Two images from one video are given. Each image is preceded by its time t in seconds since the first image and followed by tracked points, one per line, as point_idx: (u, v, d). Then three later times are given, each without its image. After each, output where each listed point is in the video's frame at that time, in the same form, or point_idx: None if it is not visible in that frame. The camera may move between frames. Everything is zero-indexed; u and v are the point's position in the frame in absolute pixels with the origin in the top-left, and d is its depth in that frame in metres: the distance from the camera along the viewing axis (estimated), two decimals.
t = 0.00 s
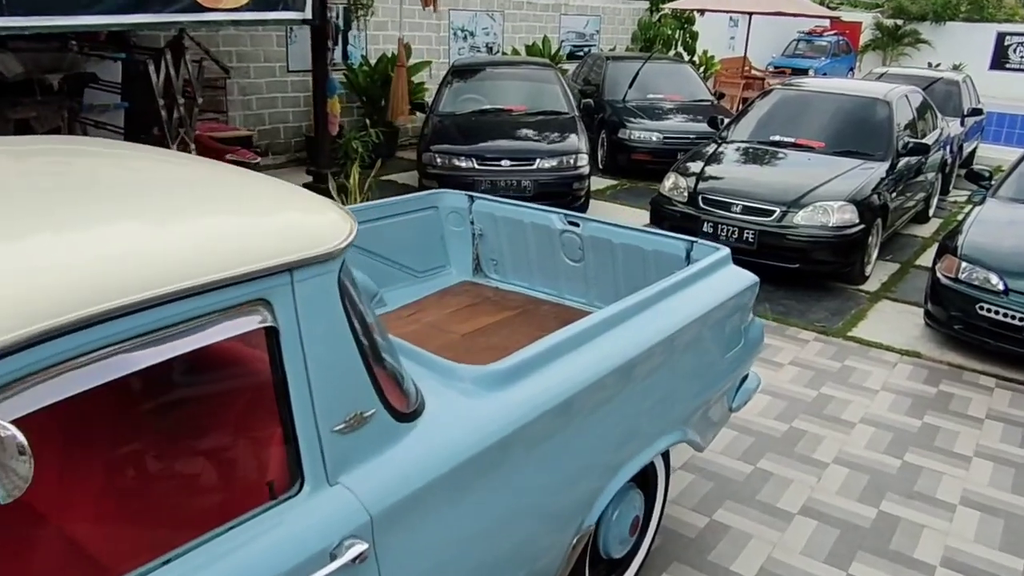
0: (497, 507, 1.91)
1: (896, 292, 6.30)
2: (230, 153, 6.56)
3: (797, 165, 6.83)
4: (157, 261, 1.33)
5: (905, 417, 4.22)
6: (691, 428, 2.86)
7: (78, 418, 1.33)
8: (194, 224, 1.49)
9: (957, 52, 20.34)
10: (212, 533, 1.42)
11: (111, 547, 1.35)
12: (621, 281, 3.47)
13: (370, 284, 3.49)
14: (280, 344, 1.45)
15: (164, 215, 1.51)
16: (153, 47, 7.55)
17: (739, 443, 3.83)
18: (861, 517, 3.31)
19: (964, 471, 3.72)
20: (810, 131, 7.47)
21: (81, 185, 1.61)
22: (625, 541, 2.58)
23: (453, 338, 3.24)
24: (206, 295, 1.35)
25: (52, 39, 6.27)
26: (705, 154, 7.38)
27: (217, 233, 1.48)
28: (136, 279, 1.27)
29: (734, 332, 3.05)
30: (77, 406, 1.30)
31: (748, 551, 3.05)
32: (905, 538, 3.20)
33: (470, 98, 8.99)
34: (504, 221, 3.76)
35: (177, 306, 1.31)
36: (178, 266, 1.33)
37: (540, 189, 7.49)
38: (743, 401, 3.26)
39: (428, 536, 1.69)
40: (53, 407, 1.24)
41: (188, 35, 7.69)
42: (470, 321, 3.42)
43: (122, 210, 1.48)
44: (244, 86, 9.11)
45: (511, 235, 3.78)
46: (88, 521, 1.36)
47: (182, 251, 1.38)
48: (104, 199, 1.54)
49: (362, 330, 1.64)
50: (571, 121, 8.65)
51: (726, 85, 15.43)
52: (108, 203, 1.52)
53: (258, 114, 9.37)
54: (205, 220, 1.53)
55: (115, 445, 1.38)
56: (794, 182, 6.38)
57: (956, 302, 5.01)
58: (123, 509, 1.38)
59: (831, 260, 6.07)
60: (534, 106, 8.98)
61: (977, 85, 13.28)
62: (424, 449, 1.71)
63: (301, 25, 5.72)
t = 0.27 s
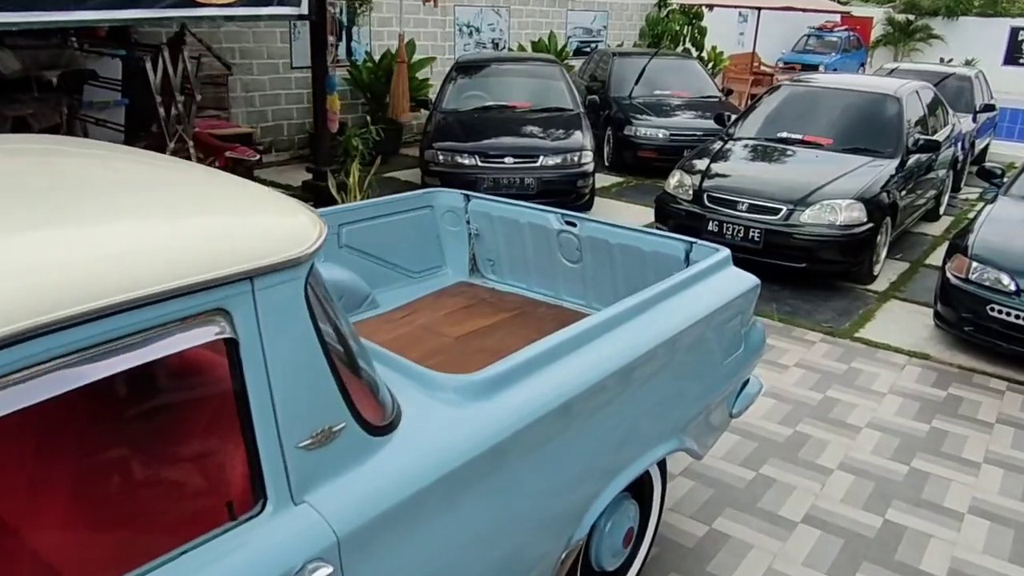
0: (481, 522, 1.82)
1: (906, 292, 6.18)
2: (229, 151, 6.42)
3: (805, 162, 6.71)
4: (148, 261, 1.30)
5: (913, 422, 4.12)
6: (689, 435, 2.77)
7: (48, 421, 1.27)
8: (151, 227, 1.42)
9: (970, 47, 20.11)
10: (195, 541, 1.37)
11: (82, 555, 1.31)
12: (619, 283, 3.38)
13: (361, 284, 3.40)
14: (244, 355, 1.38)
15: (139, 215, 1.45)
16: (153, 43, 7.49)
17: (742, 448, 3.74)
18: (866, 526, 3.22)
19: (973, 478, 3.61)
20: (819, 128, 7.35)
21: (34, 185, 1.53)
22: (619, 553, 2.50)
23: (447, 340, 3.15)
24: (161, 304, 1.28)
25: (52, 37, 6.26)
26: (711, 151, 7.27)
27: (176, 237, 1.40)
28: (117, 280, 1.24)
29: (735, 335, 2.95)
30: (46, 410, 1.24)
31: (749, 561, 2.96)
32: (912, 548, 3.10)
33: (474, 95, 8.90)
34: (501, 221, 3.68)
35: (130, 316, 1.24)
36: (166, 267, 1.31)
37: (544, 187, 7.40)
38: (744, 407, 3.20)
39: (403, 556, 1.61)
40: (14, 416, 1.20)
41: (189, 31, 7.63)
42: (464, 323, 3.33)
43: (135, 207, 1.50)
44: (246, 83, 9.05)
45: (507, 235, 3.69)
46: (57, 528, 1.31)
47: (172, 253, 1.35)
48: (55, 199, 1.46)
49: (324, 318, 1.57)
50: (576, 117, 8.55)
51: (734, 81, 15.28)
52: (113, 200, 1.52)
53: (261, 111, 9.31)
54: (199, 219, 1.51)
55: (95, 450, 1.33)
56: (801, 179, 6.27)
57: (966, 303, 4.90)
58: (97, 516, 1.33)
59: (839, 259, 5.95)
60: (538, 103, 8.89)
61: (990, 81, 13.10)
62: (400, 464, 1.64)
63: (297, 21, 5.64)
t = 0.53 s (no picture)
0: (453, 537, 1.75)
1: (913, 295, 6.06)
2: (228, 148, 6.44)
3: (811, 162, 6.60)
4: (115, 262, 1.27)
5: (917, 428, 4.02)
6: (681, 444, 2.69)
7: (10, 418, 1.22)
8: (96, 228, 1.35)
9: (983, 45, 19.88)
10: (154, 554, 1.32)
11: (38, 564, 1.26)
12: (614, 285, 3.30)
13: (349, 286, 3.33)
14: (192, 366, 1.32)
15: (84, 215, 1.38)
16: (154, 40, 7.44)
17: (740, 454, 3.65)
18: (866, 537, 3.13)
19: (978, 488, 3.52)
20: (826, 127, 7.23)
21: None
22: (605, 566, 2.42)
23: (435, 344, 3.08)
24: (101, 313, 1.21)
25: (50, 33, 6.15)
26: (717, 151, 7.17)
27: (122, 239, 1.33)
28: (70, 283, 1.19)
29: (729, 341, 2.86)
30: None
31: (743, 573, 2.88)
32: (913, 561, 3.01)
33: (478, 93, 8.83)
34: (494, 221, 3.59)
35: (66, 325, 1.18)
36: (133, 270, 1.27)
37: (547, 186, 7.31)
38: (739, 415, 3.11)
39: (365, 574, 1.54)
40: None
41: (191, 28, 7.58)
42: (454, 327, 3.25)
43: (82, 206, 1.43)
44: (250, 80, 9.00)
45: (501, 236, 3.61)
46: (16, 533, 1.26)
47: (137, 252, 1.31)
48: None
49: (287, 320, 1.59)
50: (580, 116, 8.46)
51: (743, 80, 15.14)
52: (80, 195, 1.48)
53: (265, 109, 9.26)
54: (151, 218, 1.44)
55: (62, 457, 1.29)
56: (807, 179, 6.16)
57: (974, 306, 4.79)
58: (59, 522, 1.29)
59: (845, 261, 5.84)
60: (543, 101, 8.80)
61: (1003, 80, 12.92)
62: (362, 479, 1.57)
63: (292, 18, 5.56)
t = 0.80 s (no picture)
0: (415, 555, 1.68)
1: (918, 298, 5.95)
2: (224, 147, 6.32)
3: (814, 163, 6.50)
4: (56, 266, 1.21)
5: (917, 437, 3.92)
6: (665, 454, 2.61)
7: None
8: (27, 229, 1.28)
9: (996, 44, 19.66)
10: None
11: None
12: (602, 289, 3.22)
13: (332, 289, 3.26)
14: (123, 382, 1.25)
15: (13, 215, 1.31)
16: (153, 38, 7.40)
17: (733, 463, 3.57)
18: (859, 550, 3.04)
19: (977, 500, 3.42)
20: (831, 127, 7.12)
21: None
22: None
23: (417, 349, 3.01)
24: (26, 324, 1.15)
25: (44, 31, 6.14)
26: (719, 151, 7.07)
27: (54, 242, 1.26)
28: None
29: (717, 348, 2.79)
30: None
31: None
32: None
33: (479, 91, 8.76)
34: (482, 223, 3.52)
35: None
36: (74, 275, 1.21)
37: (547, 186, 7.23)
38: (727, 425, 3.02)
39: None
40: None
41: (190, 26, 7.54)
42: (438, 331, 3.18)
43: (15, 205, 1.35)
44: (251, 79, 8.96)
45: (489, 238, 3.53)
46: None
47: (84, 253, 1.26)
48: None
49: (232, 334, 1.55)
50: (582, 115, 8.37)
51: (751, 78, 15.00)
52: (58, 195, 1.45)
53: (266, 107, 9.21)
54: (87, 220, 1.37)
55: (18, 467, 1.25)
56: (810, 180, 6.06)
57: (978, 311, 4.68)
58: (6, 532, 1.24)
59: (847, 264, 5.74)
60: (545, 100, 8.71)
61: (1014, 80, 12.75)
62: (313, 497, 1.49)
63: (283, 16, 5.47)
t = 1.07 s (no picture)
0: None
1: (923, 300, 5.84)
2: (220, 145, 6.23)
3: (819, 162, 6.38)
4: (5, 264, 1.17)
5: (919, 445, 3.82)
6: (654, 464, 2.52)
7: None
8: None
9: (1007, 41, 19.45)
10: None
11: None
12: (593, 292, 3.13)
13: (315, 291, 3.18)
14: (50, 400, 1.17)
15: None
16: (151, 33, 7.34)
17: (729, 471, 3.47)
18: (857, 564, 2.94)
19: (981, 510, 3.32)
20: (836, 126, 7.00)
21: None
22: None
23: (400, 354, 2.92)
24: None
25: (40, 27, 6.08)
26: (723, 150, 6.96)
27: None
28: None
29: (711, 354, 2.69)
30: None
31: None
32: None
33: (480, 88, 8.67)
34: (470, 224, 3.44)
35: None
36: (25, 272, 1.17)
37: (547, 185, 7.13)
38: (721, 433, 2.94)
39: None
40: None
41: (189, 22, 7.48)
42: (424, 335, 3.10)
43: None
44: (251, 76, 8.88)
45: (478, 239, 3.44)
46: None
47: (40, 252, 1.23)
48: None
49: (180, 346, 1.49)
50: (584, 113, 8.27)
51: (758, 76, 14.86)
52: (24, 196, 1.41)
53: (266, 104, 9.13)
54: (19, 222, 1.29)
55: None
56: (813, 180, 5.95)
57: (984, 315, 4.56)
58: None
59: (852, 265, 5.63)
60: (547, 97, 8.61)
61: None
62: (264, 519, 1.41)
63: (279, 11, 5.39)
